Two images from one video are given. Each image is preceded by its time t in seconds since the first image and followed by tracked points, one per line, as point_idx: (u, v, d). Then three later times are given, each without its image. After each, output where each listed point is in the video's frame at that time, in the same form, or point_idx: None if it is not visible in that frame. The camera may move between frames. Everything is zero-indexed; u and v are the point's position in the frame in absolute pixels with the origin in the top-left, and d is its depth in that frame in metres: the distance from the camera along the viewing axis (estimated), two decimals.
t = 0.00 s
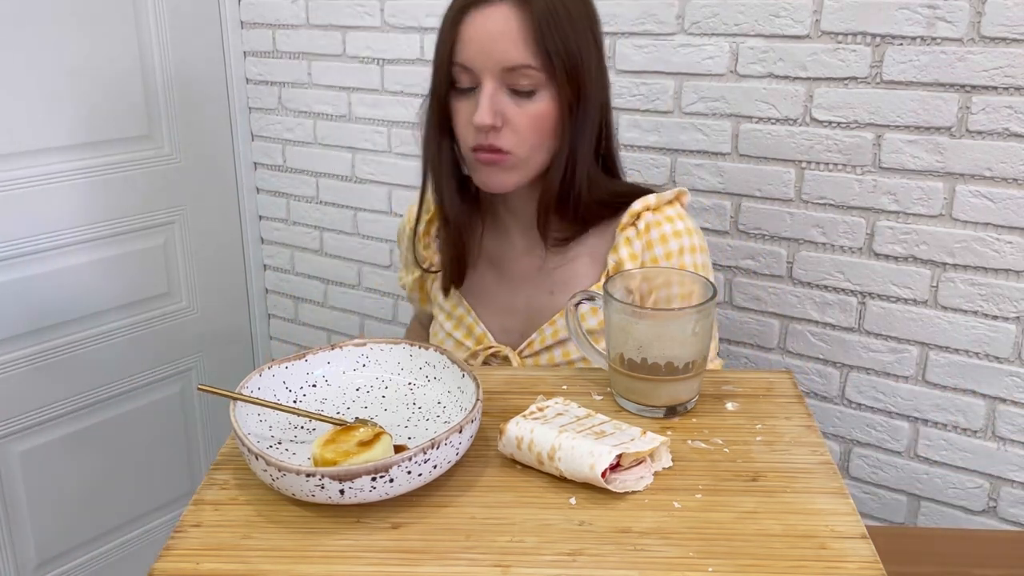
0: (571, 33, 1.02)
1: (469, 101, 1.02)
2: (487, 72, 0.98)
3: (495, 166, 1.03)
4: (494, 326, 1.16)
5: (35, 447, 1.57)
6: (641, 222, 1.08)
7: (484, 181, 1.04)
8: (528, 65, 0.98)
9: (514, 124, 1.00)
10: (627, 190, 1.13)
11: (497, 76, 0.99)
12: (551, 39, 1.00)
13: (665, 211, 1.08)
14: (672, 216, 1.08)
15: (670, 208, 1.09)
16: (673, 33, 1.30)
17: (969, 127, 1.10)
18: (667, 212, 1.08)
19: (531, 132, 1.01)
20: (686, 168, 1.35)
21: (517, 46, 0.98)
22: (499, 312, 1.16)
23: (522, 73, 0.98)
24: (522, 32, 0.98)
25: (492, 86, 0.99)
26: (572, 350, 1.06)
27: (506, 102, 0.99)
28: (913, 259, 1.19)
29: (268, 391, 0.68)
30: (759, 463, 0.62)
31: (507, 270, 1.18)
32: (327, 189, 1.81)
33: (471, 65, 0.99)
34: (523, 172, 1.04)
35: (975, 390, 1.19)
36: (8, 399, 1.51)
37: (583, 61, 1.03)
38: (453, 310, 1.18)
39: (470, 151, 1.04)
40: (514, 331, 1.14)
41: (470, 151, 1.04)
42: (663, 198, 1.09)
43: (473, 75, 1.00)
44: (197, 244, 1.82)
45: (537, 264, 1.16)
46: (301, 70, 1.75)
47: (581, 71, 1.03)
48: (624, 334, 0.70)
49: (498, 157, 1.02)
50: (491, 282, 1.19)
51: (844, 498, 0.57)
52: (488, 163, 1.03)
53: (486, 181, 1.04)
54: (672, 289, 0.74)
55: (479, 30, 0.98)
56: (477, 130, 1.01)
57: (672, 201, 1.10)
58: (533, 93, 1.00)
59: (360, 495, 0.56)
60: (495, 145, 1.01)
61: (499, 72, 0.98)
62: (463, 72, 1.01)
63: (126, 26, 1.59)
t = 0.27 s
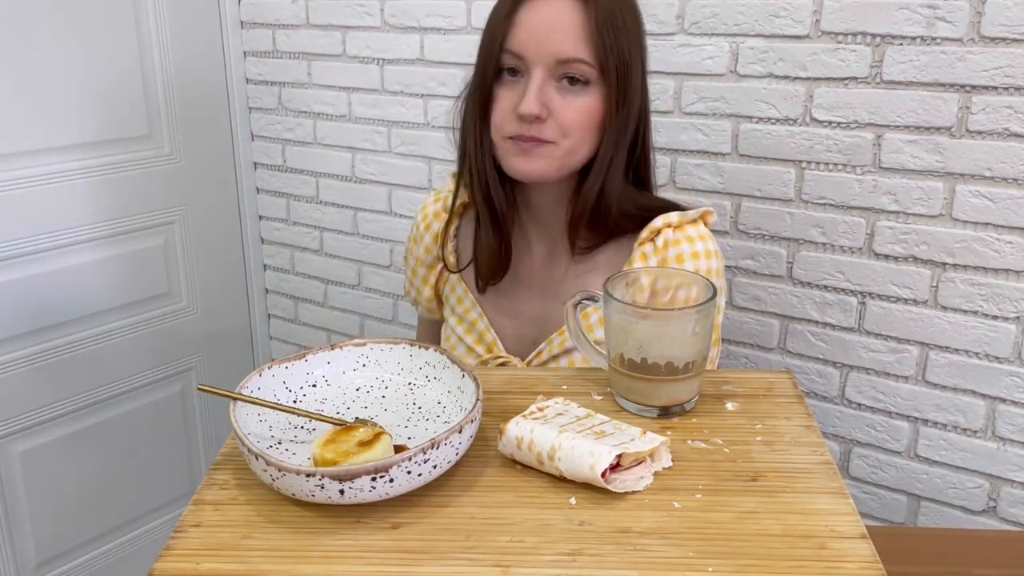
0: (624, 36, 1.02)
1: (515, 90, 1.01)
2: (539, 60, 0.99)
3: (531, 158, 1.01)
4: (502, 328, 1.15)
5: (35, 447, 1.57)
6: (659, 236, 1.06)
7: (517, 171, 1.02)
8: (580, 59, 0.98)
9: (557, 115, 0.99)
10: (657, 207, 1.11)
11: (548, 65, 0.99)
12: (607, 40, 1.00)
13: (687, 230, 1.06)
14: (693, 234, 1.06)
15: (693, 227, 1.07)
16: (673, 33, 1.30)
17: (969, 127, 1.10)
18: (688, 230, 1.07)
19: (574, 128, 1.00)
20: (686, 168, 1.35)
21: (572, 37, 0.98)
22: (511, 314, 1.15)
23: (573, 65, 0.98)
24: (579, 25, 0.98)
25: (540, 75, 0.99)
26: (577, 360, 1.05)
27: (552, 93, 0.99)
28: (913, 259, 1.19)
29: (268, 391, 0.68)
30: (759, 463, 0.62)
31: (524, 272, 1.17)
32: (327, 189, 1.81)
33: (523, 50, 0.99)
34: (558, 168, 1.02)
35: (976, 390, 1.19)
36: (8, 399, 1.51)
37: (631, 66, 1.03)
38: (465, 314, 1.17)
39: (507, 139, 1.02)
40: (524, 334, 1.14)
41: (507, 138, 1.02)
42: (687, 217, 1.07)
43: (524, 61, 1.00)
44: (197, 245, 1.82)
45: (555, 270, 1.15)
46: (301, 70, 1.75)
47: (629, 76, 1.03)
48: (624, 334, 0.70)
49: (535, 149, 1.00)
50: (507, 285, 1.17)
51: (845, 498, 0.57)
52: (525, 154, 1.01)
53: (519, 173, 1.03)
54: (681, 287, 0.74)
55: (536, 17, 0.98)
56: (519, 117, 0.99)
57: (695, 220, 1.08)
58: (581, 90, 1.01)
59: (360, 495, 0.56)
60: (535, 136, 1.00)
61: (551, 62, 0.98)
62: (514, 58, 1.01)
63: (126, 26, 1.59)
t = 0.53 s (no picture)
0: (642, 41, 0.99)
1: (545, 98, 0.95)
2: (574, 67, 0.92)
3: (567, 171, 0.95)
4: (505, 342, 1.14)
5: (35, 447, 1.56)
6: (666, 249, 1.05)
7: (550, 185, 0.96)
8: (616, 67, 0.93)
9: (594, 126, 0.93)
10: (662, 216, 1.13)
11: (584, 73, 0.93)
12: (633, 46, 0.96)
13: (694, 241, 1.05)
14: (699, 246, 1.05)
15: (699, 238, 1.05)
16: (673, 33, 1.30)
17: (969, 127, 1.10)
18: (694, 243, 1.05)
19: (609, 138, 0.95)
20: (686, 168, 1.35)
21: (607, 43, 0.93)
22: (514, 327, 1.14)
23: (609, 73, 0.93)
24: (611, 30, 0.94)
25: (576, 85, 0.93)
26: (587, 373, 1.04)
27: (588, 104, 0.93)
28: (913, 259, 1.19)
29: (267, 391, 0.68)
30: (759, 463, 0.62)
31: (527, 285, 1.14)
32: (327, 189, 1.81)
33: (557, 57, 0.92)
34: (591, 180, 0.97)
35: (976, 390, 1.19)
36: (8, 399, 1.51)
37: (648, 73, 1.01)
38: (463, 329, 1.14)
39: (538, 153, 0.95)
40: (529, 347, 1.12)
41: (538, 151, 0.95)
42: (692, 228, 1.05)
43: (557, 69, 0.93)
44: (197, 245, 1.82)
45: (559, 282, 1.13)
46: (301, 70, 1.75)
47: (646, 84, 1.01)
48: (623, 334, 0.70)
49: (571, 162, 0.94)
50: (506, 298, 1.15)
51: (845, 498, 0.57)
52: (559, 167, 0.95)
53: (552, 188, 0.96)
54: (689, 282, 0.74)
55: (569, 22, 0.92)
56: (554, 129, 0.93)
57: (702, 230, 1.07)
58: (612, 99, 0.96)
59: (360, 494, 0.56)
60: (572, 148, 0.94)
61: (587, 70, 0.93)
62: (542, 64, 0.94)
63: (126, 26, 1.59)
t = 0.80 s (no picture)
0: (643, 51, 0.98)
1: (554, 115, 0.93)
2: (585, 83, 0.90)
3: (578, 188, 0.93)
4: (494, 346, 1.15)
5: (35, 447, 1.56)
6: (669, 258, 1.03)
7: (561, 203, 0.94)
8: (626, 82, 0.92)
9: (605, 143, 0.92)
10: (660, 222, 1.14)
11: (594, 89, 0.91)
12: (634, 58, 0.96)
13: (695, 249, 1.03)
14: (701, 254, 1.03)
15: (700, 246, 1.04)
16: (673, 33, 1.30)
17: (969, 127, 1.10)
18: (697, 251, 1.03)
19: (616, 153, 0.94)
20: (686, 168, 1.35)
21: (617, 57, 0.91)
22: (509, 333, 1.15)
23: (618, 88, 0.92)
24: (618, 44, 0.92)
25: (587, 101, 0.91)
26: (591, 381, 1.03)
27: (598, 120, 0.92)
28: (914, 259, 1.19)
29: (267, 391, 0.68)
30: (759, 463, 0.62)
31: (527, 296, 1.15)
32: (327, 189, 1.81)
33: (567, 73, 0.90)
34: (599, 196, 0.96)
35: (976, 390, 1.19)
36: (8, 399, 1.51)
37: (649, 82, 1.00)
38: (457, 341, 1.12)
39: (548, 170, 0.94)
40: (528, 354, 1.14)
41: (548, 170, 0.94)
42: (693, 236, 1.04)
43: (566, 85, 0.91)
44: (197, 245, 1.82)
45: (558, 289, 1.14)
46: (301, 70, 1.75)
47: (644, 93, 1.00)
48: (623, 334, 0.70)
49: (581, 180, 0.93)
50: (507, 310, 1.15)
51: (845, 498, 0.57)
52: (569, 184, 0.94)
53: (561, 205, 0.95)
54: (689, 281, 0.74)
55: (578, 37, 0.90)
56: (565, 146, 0.92)
57: (703, 237, 1.05)
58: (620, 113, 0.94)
59: (360, 494, 0.56)
60: (583, 166, 0.92)
61: (597, 85, 0.91)
62: (551, 80, 0.92)
63: (125, 26, 1.59)
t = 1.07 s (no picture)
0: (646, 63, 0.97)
1: (556, 132, 0.92)
2: (588, 101, 0.89)
3: (578, 206, 0.94)
4: (494, 348, 1.17)
5: (35, 447, 1.56)
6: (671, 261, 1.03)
7: (563, 219, 0.95)
8: (628, 99, 0.91)
9: (606, 160, 0.92)
10: (662, 226, 1.13)
11: (597, 107, 0.90)
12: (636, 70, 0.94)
13: (696, 253, 1.03)
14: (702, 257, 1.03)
15: (701, 249, 1.04)
16: (673, 33, 1.30)
17: (969, 127, 1.10)
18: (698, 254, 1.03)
19: (618, 169, 0.95)
20: (686, 168, 1.35)
21: (622, 75, 0.90)
22: (508, 336, 1.16)
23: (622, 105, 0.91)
24: (622, 60, 0.91)
25: (589, 119, 0.90)
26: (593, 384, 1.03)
27: (600, 138, 0.91)
28: (914, 259, 1.19)
29: (267, 391, 0.68)
30: (759, 463, 0.62)
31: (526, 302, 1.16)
32: (327, 189, 1.81)
33: (570, 91, 0.89)
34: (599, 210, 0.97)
35: (976, 390, 1.19)
36: (9, 398, 1.51)
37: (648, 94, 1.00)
38: (459, 339, 1.12)
39: (550, 187, 0.94)
40: (528, 357, 1.15)
41: (551, 186, 0.94)
42: (693, 240, 1.04)
43: (568, 103, 0.90)
44: (197, 245, 1.82)
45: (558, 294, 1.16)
46: (301, 70, 1.75)
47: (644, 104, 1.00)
48: (623, 334, 0.69)
49: (582, 197, 0.94)
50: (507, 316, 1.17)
51: (844, 498, 0.57)
52: (570, 202, 0.94)
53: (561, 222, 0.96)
54: (691, 284, 0.73)
55: (583, 54, 0.89)
56: (567, 164, 0.92)
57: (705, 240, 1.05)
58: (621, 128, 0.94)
59: (360, 495, 0.56)
60: (584, 184, 0.93)
61: (600, 103, 0.90)
62: (554, 99, 0.90)
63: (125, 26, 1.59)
